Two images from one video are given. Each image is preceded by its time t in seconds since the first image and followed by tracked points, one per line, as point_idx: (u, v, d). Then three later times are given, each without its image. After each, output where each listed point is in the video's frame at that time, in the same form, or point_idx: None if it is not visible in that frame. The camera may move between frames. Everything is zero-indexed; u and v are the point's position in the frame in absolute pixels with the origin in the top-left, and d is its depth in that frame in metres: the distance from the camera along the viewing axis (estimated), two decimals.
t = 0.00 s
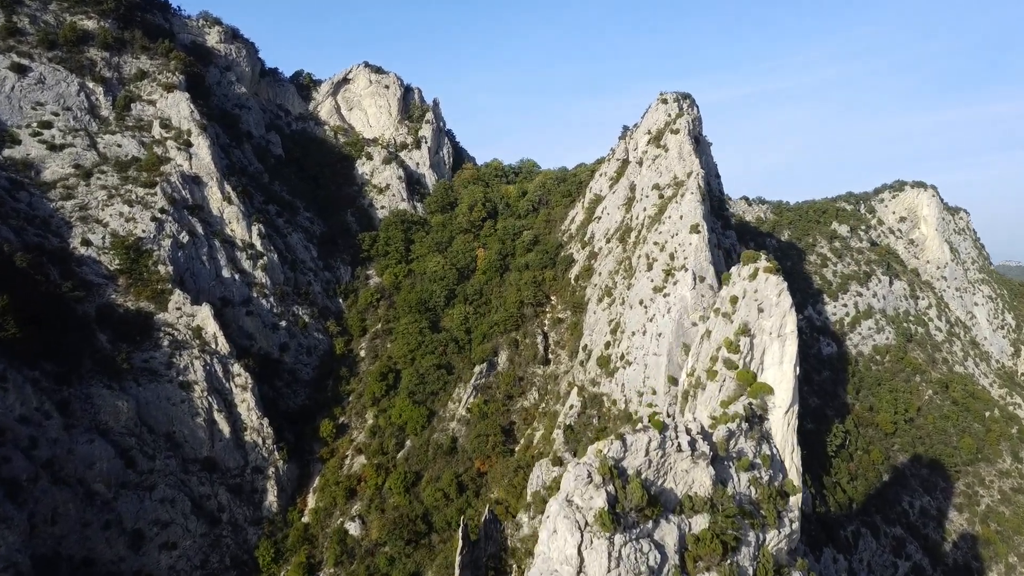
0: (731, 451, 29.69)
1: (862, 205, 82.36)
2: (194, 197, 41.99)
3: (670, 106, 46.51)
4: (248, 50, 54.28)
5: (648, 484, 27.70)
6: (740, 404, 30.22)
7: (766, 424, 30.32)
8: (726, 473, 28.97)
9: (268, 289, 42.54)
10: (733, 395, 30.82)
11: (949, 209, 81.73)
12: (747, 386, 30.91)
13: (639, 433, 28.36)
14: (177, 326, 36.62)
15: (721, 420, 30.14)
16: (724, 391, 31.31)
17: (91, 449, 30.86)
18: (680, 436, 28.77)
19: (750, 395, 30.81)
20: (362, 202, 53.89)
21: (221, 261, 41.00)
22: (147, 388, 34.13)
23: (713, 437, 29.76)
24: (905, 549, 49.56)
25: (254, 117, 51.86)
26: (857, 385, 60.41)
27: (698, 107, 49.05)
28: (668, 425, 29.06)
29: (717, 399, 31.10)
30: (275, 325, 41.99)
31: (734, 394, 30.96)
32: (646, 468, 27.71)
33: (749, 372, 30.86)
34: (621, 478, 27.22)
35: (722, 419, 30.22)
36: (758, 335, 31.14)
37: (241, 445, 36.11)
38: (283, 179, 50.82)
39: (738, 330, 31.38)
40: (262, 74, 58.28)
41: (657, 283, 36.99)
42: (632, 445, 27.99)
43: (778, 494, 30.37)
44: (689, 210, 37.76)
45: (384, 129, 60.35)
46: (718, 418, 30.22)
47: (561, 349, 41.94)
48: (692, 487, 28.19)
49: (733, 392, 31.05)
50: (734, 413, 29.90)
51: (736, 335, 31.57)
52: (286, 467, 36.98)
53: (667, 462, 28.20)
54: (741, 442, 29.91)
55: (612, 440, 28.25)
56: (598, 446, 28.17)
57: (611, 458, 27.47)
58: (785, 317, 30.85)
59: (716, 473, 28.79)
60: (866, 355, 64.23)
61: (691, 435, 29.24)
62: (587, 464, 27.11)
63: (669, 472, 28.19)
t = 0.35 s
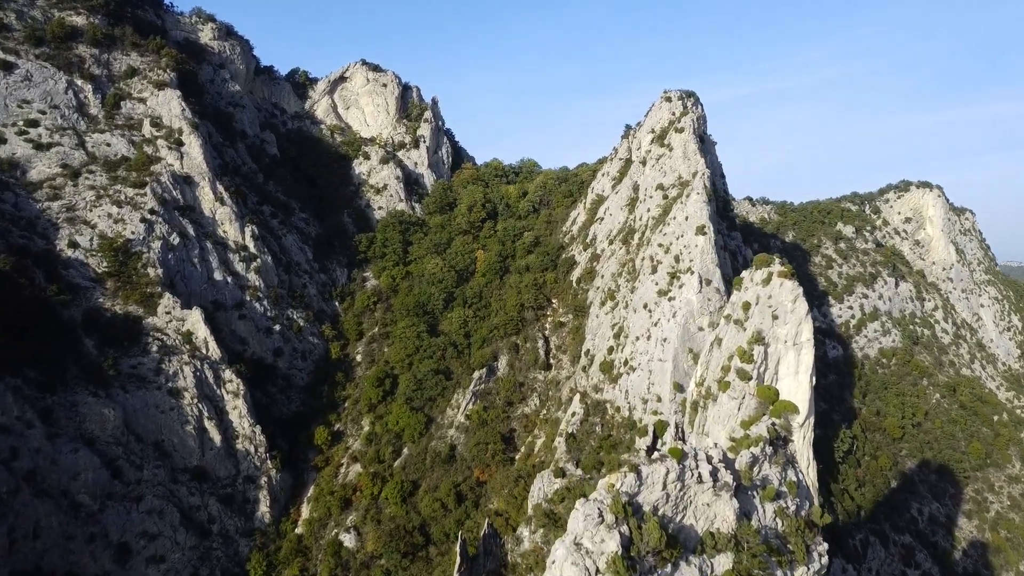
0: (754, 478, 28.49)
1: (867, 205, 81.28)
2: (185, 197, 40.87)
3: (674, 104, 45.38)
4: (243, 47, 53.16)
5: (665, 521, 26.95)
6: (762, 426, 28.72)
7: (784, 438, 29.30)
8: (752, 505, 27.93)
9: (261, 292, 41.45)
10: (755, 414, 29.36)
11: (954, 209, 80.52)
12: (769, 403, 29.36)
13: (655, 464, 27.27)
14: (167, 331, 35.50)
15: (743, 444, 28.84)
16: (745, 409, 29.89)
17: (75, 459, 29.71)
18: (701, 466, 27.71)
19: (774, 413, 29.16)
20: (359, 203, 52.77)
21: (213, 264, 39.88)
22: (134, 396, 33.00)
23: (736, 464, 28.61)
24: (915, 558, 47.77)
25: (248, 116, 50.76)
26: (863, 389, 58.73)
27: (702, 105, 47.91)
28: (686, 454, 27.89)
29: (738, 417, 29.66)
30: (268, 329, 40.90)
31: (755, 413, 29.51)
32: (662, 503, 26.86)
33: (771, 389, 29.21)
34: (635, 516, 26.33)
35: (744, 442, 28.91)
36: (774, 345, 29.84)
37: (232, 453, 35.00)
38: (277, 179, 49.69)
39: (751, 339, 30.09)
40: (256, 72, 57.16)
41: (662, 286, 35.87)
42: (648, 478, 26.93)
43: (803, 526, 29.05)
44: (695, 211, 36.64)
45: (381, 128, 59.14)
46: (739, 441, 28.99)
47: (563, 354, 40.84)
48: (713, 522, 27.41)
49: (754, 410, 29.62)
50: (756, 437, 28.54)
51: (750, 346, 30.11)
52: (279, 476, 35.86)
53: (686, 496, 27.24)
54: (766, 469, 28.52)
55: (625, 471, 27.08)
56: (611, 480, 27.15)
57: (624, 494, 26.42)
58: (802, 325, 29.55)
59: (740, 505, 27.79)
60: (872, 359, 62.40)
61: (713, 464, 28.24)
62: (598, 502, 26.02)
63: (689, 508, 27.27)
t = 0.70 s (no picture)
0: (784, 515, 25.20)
1: (872, 205, 79.53)
2: (176, 198, 39.74)
3: (679, 103, 44.16)
4: (236, 44, 52.04)
5: (688, 569, 24.13)
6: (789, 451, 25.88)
7: (813, 464, 26.37)
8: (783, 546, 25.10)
9: (254, 295, 40.29)
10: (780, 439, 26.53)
11: (960, 210, 79.24)
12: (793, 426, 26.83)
13: (674, 506, 24.46)
14: (155, 336, 34.37)
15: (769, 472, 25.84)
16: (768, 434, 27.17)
17: (58, 470, 28.56)
18: (727, 505, 24.84)
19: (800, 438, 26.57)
20: (356, 203, 51.63)
21: (204, 266, 38.76)
22: (121, 404, 31.89)
23: (764, 499, 25.59)
24: (923, 567, 45.32)
25: (242, 115, 49.67)
26: (869, 393, 56.03)
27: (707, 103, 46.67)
28: (710, 491, 25.24)
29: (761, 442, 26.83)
30: (261, 334, 39.73)
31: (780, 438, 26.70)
32: (684, 549, 24.17)
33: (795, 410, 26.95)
34: (654, 565, 23.47)
35: (771, 471, 25.92)
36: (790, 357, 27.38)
37: (223, 462, 33.87)
38: (271, 179, 48.55)
39: (767, 348, 27.67)
40: (251, 70, 56.03)
41: (667, 289, 34.75)
42: (667, 522, 24.18)
43: (836, 565, 26.34)
44: (701, 212, 35.46)
45: (378, 127, 57.98)
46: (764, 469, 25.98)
47: (564, 359, 39.73)
48: (741, 569, 24.54)
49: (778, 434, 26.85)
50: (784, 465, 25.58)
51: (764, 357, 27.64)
52: (272, 486, 34.74)
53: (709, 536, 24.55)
54: (795, 502, 25.81)
55: (642, 515, 24.32)
56: (626, 524, 24.46)
57: (641, 542, 23.68)
58: (820, 334, 26.97)
59: (770, 546, 24.96)
60: (878, 362, 59.93)
61: (739, 501, 25.33)
62: (612, 554, 23.19)
63: (713, 552, 24.57)
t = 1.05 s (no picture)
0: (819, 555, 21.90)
1: (877, 206, 78.01)
2: (166, 198, 38.62)
3: (683, 100, 42.82)
4: (230, 41, 50.92)
5: None
6: (822, 484, 22.23)
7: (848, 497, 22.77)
8: None
9: (246, 299, 39.15)
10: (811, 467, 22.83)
11: (966, 210, 77.93)
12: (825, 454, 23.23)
13: (701, 559, 21.07)
14: (143, 341, 33.23)
15: (799, 508, 22.25)
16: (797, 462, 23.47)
17: (39, 482, 27.47)
18: (760, 555, 21.33)
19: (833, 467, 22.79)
20: (352, 203, 50.48)
21: (195, 269, 37.64)
22: (106, 412, 30.78)
23: (798, 542, 21.82)
24: None
25: (236, 113, 48.59)
26: (876, 395, 51.91)
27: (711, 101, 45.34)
28: (741, 539, 21.71)
29: (789, 472, 23.22)
30: (254, 338, 38.55)
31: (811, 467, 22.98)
32: None
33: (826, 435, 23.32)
34: None
35: (803, 508, 22.27)
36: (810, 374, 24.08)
37: (212, 472, 32.71)
38: (265, 179, 47.41)
39: (783, 359, 24.57)
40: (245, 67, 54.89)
41: (672, 293, 33.63)
42: None
43: None
44: (707, 213, 34.28)
45: (376, 126, 56.87)
46: (794, 503, 22.47)
47: (566, 364, 38.61)
48: None
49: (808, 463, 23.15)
50: (818, 501, 21.89)
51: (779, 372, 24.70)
52: (264, 496, 33.58)
53: None
54: (832, 543, 22.06)
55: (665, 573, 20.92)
56: None
57: None
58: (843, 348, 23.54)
59: None
60: (884, 364, 57.62)
61: (774, 549, 21.72)
62: None
63: None
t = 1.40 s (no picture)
0: None
1: (882, 206, 76.60)
2: (155, 199, 37.47)
3: (687, 98, 41.54)
4: (223, 37, 49.81)
5: None
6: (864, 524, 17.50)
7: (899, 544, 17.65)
8: None
9: (238, 302, 38.01)
10: (850, 505, 17.95)
11: (972, 211, 76.62)
12: (866, 488, 18.36)
13: None
14: (130, 347, 32.08)
15: (839, 555, 17.52)
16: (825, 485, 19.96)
17: (18, 495, 26.35)
18: None
19: (878, 503, 17.83)
20: (349, 204, 49.36)
21: (185, 271, 36.48)
22: (90, 421, 29.67)
23: None
24: None
25: (229, 112, 47.43)
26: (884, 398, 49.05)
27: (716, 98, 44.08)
28: None
29: (823, 509, 18.42)
30: (246, 343, 37.38)
31: (851, 504, 18.07)
32: None
33: (866, 462, 18.51)
34: None
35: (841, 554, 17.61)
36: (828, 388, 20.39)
37: (201, 483, 31.54)
38: (259, 179, 46.27)
39: (800, 371, 20.72)
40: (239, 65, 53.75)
41: (678, 297, 32.49)
42: None
43: None
44: (714, 214, 33.13)
45: (373, 124, 55.77)
46: (831, 547, 17.71)
47: (568, 370, 37.44)
48: None
49: (848, 499, 18.23)
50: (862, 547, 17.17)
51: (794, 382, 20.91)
52: (255, 508, 32.40)
53: None
54: None
55: None
56: None
57: None
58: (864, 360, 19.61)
59: None
60: (890, 368, 56.11)
61: None
62: None
63: None
